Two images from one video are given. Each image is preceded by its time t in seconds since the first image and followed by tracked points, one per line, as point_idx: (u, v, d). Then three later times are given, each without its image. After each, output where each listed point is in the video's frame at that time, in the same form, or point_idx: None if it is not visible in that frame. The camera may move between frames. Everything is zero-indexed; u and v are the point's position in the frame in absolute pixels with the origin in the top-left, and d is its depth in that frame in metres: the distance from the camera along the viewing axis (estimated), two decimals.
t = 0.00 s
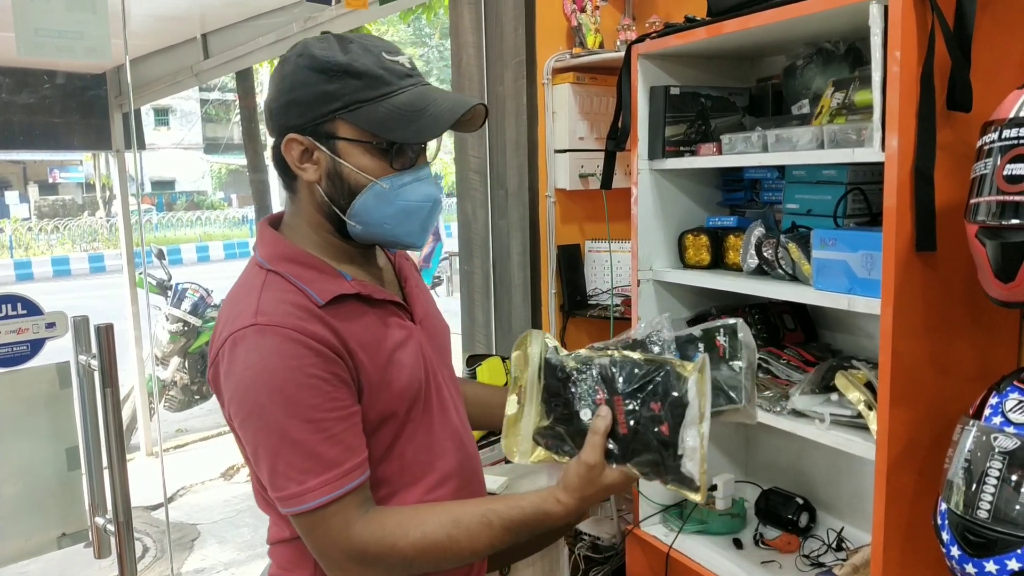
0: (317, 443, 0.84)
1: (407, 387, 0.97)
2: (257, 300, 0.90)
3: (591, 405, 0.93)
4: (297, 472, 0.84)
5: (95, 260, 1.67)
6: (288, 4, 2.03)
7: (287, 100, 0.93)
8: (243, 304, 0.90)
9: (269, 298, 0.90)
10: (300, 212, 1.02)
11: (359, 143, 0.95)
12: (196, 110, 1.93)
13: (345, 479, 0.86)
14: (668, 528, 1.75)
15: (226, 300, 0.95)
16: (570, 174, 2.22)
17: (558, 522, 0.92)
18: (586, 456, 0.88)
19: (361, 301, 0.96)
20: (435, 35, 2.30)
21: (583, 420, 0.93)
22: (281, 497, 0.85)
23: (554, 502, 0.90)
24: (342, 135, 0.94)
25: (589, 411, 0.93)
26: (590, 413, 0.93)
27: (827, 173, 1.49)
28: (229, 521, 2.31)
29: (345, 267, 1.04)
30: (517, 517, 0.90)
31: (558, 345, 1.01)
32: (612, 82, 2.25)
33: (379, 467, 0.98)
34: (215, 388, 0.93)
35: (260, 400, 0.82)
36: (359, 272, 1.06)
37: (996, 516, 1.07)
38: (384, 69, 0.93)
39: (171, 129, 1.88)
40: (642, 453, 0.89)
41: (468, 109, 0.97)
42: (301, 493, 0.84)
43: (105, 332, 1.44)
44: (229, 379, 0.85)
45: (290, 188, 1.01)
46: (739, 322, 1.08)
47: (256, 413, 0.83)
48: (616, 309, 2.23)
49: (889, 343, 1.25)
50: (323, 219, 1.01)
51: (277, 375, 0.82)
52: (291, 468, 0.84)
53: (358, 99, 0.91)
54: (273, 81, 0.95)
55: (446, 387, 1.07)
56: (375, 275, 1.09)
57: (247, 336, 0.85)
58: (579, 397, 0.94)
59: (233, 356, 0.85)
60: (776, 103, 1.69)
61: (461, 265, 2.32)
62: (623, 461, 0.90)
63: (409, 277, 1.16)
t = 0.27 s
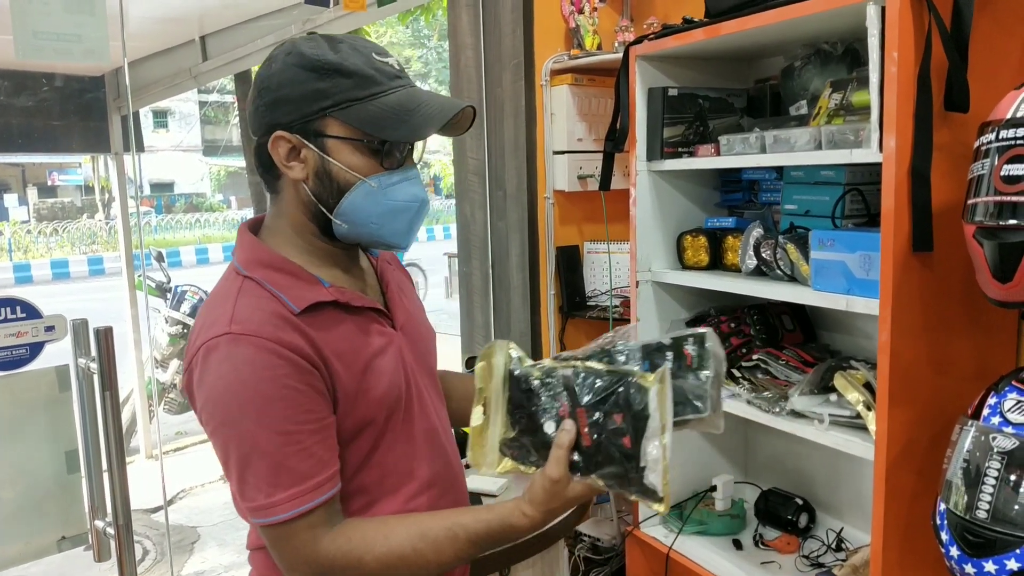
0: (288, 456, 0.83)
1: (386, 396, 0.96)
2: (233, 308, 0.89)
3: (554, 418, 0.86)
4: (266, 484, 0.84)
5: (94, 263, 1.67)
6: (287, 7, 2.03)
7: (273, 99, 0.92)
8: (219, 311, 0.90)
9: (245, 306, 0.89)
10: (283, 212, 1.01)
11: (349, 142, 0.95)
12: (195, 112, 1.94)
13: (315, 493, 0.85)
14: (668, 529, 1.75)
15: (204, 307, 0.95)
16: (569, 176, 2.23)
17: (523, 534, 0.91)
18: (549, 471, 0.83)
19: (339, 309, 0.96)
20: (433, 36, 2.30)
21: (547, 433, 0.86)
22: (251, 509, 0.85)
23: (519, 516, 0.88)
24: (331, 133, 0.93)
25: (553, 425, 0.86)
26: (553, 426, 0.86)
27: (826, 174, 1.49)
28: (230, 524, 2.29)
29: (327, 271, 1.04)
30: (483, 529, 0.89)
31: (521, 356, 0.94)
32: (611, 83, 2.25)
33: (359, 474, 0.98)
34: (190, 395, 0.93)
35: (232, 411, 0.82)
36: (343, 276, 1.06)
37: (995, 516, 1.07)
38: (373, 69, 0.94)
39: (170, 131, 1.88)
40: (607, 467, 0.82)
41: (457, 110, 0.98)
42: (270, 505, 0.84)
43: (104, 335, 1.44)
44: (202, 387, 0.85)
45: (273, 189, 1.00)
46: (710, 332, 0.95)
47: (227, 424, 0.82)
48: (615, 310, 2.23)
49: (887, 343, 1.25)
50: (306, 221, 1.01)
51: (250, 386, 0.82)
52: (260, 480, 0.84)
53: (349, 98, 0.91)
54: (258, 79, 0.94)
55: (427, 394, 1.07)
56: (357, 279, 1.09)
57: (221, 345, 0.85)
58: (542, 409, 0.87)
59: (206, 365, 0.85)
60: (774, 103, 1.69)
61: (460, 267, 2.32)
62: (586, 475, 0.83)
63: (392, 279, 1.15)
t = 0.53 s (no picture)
0: (261, 464, 0.82)
1: (373, 400, 0.95)
2: (221, 308, 0.88)
3: (513, 469, 0.74)
4: (234, 490, 0.82)
5: (96, 260, 1.67)
6: (288, 4, 2.03)
7: (290, 90, 0.90)
8: (208, 310, 0.88)
9: (234, 307, 0.87)
10: (278, 211, 0.99)
11: (366, 138, 0.95)
12: (196, 109, 1.93)
13: (282, 506, 0.83)
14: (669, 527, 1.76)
15: (193, 303, 0.94)
16: (570, 174, 2.23)
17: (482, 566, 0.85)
18: (513, 524, 0.73)
19: (329, 310, 0.95)
20: (435, 34, 2.30)
21: (508, 485, 0.75)
22: (220, 512, 0.83)
23: (485, 559, 0.79)
24: (350, 127, 0.93)
25: (513, 476, 0.74)
26: (512, 478, 0.74)
27: (827, 172, 1.49)
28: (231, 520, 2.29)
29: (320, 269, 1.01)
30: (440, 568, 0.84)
31: (466, 400, 0.78)
32: (612, 82, 2.25)
33: (349, 476, 0.97)
34: (173, 390, 0.91)
35: (210, 415, 0.80)
36: (337, 276, 1.04)
37: (996, 515, 1.07)
38: (388, 67, 0.94)
39: (171, 128, 1.87)
40: (577, 518, 0.73)
41: (471, 113, 1.01)
42: (234, 511, 0.82)
43: (106, 332, 1.44)
44: (183, 386, 0.83)
45: (268, 188, 0.98)
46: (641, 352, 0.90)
47: (208, 427, 0.80)
48: (617, 308, 2.23)
49: (888, 341, 1.25)
50: (301, 220, 0.99)
51: (231, 391, 0.80)
52: (229, 486, 0.82)
53: (372, 93, 0.92)
54: (266, 72, 0.92)
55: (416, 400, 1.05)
56: (350, 280, 1.07)
57: (206, 345, 0.83)
58: (497, 460, 0.75)
59: (190, 365, 0.83)
60: (776, 102, 1.69)
61: (461, 264, 2.32)
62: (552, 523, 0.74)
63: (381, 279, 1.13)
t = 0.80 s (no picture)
0: (236, 471, 0.84)
1: (360, 406, 0.97)
2: (214, 312, 0.89)
3: (474, 510, 0.74)
4: (206, 495, 0.84)
5: (95, 260, 1.66)
6: (288, 4, 2.02)
7: (304, 94, 0.92)
8: (201, 312, 0.90)
9: (227, 312, 0.89)
10: (278, 212, 0.99)
11: (379, 141, 0.98)
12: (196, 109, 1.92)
13: (251, 516, 0.85)
14: (667, 528, 1.76)
15: (188, 302, 0.96)
16: (570, 175, 2.22)
17: None
18: (475, 566, 0.72)
19: (324, 315, 0.97)
20: (435, 35, 2.30)
21: (470, 526, 0.74)
22: (191, 512, 0.85)
23: None
24: (364, 130, 0.96)
25: (475, 518, 0.74)
26: (473, 520, 0.74)
27: (827, 174, 1.49)
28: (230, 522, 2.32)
29: (318, 273, 1.02)
30: None
31: (422, 442, 0.78)
32: (612, 83, 2.25)
33: (335, 484, 0.99)
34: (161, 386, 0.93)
35: (192, 419, 0.82)
36: (332, 279, 1.05)
37: (995, 517, 1.07)
38: (395, 72, 0.98)
39: (171, 129, 1.87)
40: (540, 557, 0.73)
41: (471, 117, 1.06)
42: (201, 515, 0.84)
43: (105, 332, 1.44)
44: (170, 387, 0.85)
45: (267, 190, 0.98)
46: (598, 386, 0.96)
47: (191, 430, 0.83)
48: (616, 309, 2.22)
49: (887, 344, 1.25)
50: (301, 223, 0.99)
51: (215, 398, 0.82)
52: (202, 489, 0.84)
53: (384, 98, 0.95)
54: (275, 74, 0.93)
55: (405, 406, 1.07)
56: (346, 282, 1.08)
57: (196, 349, 0.85)
58: (457, 501, 0.75)
59: (180, 367, 0.85)
60: (776, 104, 1.69)
61: (461, 265, 2.32)
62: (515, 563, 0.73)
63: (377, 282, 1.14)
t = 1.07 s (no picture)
0: (228, 471, 0.84)
1: (356, 408, 0.97)
2: (211, 313, 0.90)
3: (465, 523, 0.77)
4: (198, 494, 0.84)
5: (93, 261, 1.66)
6: (286, 4, 2.02)
7: (310, 95, 0.93)
8: (199, 312, 0.91)
9: (224, 313, 0.90)
10: (279, 212, 0.99)
11: (383, 141, 0.99)
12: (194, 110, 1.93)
13: (241, 516, 0.85)
14: (666, 529, 1.76)
15: (188, 301, 0.96)
16: (568, 175, 2.22)
17: None
18: None
19: (321, 317, 0.97)
20: (433, 35, 2.29)
21: (459, 538, 0.77)
22: (182, 510, 0.85)
23: None
24: (369, 131, 0.97)
25: (465, 529, 0.77)
26: (462, 532, 0.77)
27: (824, 174, 1.49)
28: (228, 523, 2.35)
29: (318, 273, 1.03)
30: None
31: (417, 450, 0.83)
32: (611, 83, 2.25)
33: (330, 487, 0.99)
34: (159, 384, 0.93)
35: (184, 419, 0.83)
36: (332, 279, 1.05)
37: (992, 516, 1.07)
38: (398, 74, 0.99)
39: (169, 129, 1.88)
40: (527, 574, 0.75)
41: (472, 119, 1.07)
42: (192, 513, 0.84)
43: (103, 333, 1.44)
44: (165, 386, 0.85)
45: (270, 189, 0.98)
46: (595, 400, 0.96)
47: (182, 430, 0.83)
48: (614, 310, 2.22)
49: (885, 343, 1.25)
50: (303, 223, 0.99)
51: (209, 398, 0.82)
52: (194, 488, 0.84)
53: (390, 99, 0.96)
54: (281, 74, 0.93)
55: (404, 408, 1.07)
56: (345, 283, 1.08)
57: (191, 349, 0.85)
58: (448, 513, 0.78)
59: (174, 367, 0.86)
60: (773, 104, 1.70)
61: (459, 266, 2.33)
62: None
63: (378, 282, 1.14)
